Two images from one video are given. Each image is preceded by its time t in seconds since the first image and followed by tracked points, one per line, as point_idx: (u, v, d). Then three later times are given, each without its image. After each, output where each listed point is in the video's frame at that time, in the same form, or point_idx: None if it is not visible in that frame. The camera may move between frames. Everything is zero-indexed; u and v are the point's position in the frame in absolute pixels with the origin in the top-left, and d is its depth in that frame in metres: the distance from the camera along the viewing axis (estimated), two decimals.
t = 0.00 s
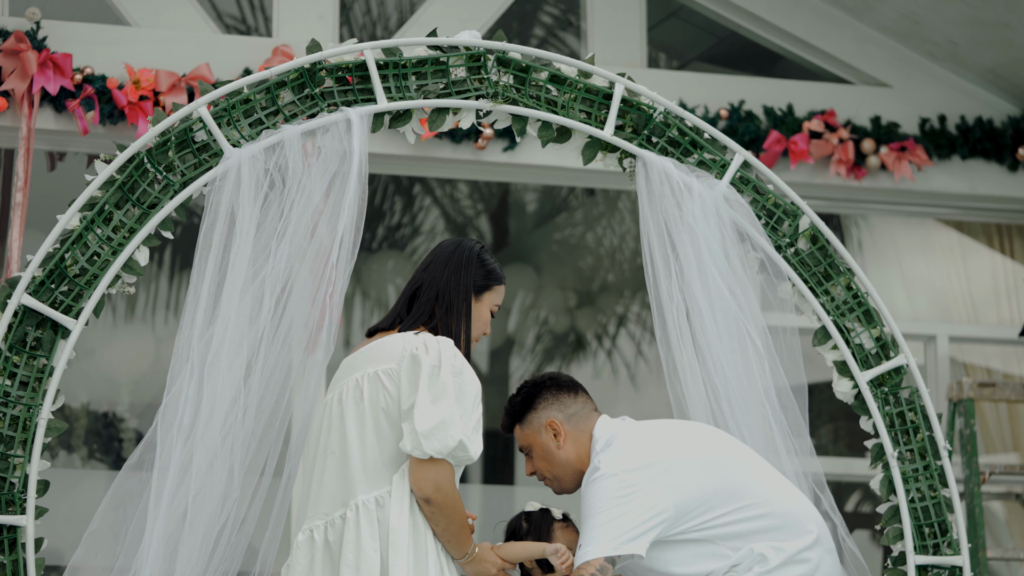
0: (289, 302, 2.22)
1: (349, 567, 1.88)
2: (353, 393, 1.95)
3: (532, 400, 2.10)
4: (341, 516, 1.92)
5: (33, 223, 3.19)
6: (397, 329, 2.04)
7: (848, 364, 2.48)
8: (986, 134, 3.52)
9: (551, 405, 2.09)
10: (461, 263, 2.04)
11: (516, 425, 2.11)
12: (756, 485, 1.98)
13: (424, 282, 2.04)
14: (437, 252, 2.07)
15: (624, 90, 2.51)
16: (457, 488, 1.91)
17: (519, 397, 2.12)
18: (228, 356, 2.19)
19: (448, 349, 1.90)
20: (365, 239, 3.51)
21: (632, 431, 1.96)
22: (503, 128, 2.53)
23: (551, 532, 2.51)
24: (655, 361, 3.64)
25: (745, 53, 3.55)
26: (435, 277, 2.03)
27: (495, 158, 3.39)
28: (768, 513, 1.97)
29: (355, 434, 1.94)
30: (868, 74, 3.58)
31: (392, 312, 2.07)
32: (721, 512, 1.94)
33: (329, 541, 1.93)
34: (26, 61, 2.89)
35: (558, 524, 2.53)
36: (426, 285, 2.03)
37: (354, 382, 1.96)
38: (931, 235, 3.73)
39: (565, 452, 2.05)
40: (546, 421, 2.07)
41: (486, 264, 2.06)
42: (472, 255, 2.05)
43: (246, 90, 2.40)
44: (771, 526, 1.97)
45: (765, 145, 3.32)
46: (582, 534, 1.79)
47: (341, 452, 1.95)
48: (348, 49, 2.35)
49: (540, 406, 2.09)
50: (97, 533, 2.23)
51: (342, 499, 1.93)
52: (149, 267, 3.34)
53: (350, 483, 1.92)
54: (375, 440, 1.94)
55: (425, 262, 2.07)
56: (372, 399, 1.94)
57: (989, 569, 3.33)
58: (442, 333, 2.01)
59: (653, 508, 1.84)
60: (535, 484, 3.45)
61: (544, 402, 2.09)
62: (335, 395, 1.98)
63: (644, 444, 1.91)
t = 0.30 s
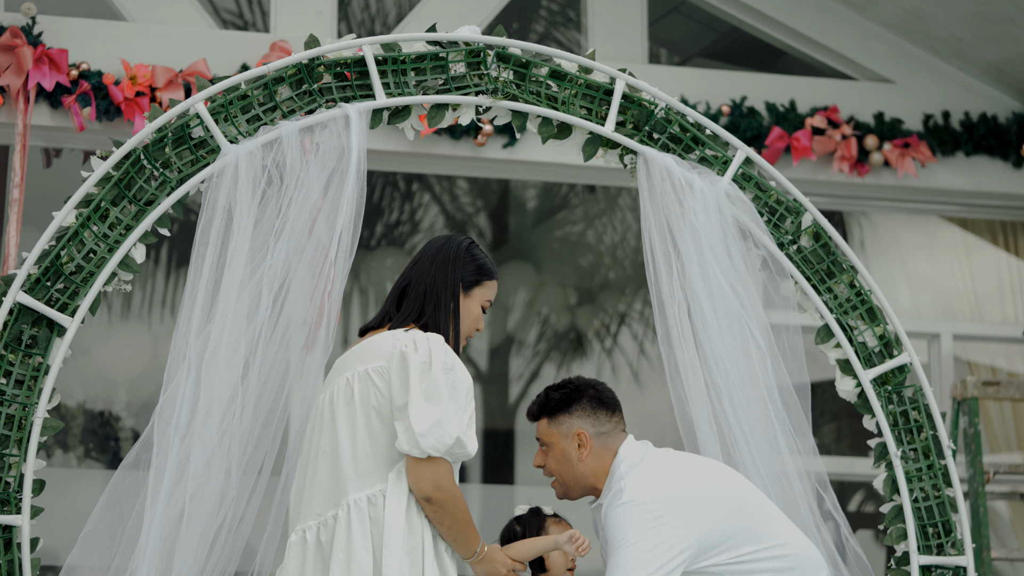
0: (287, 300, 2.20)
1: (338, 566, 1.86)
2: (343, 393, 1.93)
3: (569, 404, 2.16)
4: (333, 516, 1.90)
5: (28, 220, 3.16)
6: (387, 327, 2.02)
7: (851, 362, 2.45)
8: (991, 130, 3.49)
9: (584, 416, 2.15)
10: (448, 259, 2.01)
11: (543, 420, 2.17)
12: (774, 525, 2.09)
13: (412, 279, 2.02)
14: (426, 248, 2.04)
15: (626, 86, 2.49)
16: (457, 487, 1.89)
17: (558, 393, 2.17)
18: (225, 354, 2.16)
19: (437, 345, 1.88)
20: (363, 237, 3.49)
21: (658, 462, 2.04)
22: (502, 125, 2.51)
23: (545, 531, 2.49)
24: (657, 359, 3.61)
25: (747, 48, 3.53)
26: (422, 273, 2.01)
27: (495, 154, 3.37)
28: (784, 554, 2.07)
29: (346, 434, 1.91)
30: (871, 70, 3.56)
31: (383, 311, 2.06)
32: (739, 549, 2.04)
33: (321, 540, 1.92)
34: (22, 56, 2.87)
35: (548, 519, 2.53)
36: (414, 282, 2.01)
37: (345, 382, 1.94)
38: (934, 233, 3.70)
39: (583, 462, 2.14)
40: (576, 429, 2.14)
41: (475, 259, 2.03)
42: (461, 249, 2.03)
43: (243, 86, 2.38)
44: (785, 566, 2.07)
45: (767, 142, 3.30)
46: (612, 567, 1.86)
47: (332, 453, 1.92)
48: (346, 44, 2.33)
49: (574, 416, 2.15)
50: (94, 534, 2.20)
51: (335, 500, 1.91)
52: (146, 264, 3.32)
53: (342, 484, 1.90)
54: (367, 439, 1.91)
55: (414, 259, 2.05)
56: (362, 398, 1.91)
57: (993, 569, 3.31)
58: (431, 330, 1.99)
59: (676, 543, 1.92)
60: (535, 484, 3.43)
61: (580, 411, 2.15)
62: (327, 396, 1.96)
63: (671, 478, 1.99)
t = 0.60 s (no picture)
0: (285, 298, 2.17)
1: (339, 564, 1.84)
2: (343, 388, 1.91)
3: (599, 380, 2.17)
4: (334, 514, 1.87)
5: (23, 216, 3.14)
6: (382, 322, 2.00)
7: (854, 361, 2.43)
8: (996, 126, 3.46)
9: (614, 393, 2.16)
10: (440, 249, 1.99)
11: (570, 397, 2.16)
12: (789, 507, 2.15)
13: (405, 272, 2.00)
14: (418, 241, 2.02)
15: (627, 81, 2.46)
16: (471, 480, 1.88)
17: (584, 369, 2.18)
18: (223, 353, 2.14)
19: (437, 339, 1.86)
20: (362, 234, 3.46)
21: (681, 445, 2.08)
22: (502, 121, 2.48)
23: (529, 519, 2.45)
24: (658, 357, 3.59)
25: (750, 44, 3.50)
26: (415, 265, 1.99)
27: (494, 151, 3.36)
28: (801, 536, 2.12)
29: (346, 431, 1.89)
30: (874, 65, 3.53)
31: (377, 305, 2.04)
32: (760, 530, 2.09)
33: (321, 539, 1.89)
34: (17, 51, 2.85)
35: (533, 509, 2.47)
36: (407, 275, 1.99)
37: (344, 377, 1.92)
38: (938, 229, 3.68)
39: (613, 441, 2.15)
40: (608, 407, 2.15)
41: (466, 248, 2.01)
42: (454, 240, 2.01)
43: (240, 82, 2.35)
44: (804, 549, 2.11)
45: (770, 138, 3.27)
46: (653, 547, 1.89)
47: (333, 450, 1.90)
48: (344, 40, 2.30)
49: (604, 393, 2.15)
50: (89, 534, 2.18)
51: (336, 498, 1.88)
52: (142, 261, 3.29)
53: (341, 482, 1.88)
54: (369, 435, 1.88)
55: (407, 252, 2.03)
56: (363, 393, 1.89)
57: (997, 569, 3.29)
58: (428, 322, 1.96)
59: (711, 524, 1.95)
60: (535, 482, 3.41)
61: (610, 388, 2.16)
62: (325, 393, 1.94)
63: (697, 460, 2.03)
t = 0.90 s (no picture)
0: (282, 295, 2.15)
1: (353, 559, 1.81)
2: (358, 382, 1.89)
3: (613, 387, 2.12)
4: (351, 509, 1.85)
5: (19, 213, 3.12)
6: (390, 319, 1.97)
7: (857, 359, 2.41)
8: (1000, 122, 3.44)
9: (630, 398, 2.12)
10: (443, 242, 1.97)
11: (588, 407, 2.11)
12: (803, 516, 2.14)
13: (409, 268, 1.97)
14: (419, 235, 2.00)
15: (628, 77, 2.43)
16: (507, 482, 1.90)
17: (598, 376, 2.13)
18: (219, 351, 2.12)
19: (459, 337, 1.87)
20: (360, 231, 3.44)
21: (701, 454, 2.06)
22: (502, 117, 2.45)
23: (558, 523, 2.42)
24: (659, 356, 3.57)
25: (752, 39, 3.47)
26: (420, 259, 1.96)
27: (494, 147, 3.33)
28: (818, 543, 2.11)
29: (364, 427, 1.87)
30: (878, 61, 3.50)
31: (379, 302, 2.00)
32: (780, 537, 2.08)
33: (334, 535, 1.87)
34: (12, 46, 2.82)
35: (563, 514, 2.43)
36: (412, 270, 1.96)
37: (359, 371, 1.89)
38: (942, 226, 3.65)
39: (633, 448, 2.10)
40: (625, 413, 2.10)
41: (468, 239, 2.00)
42: (456, 231, 1.99)
43: (238, 77, 2.33)
44: (823, 556, 2.11)
45: (772, 134, 3.25)
46: (688, 558, 1.89)
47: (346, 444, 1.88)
48: (342, 35, 2.28)
49: (620, 400, 2.11)
50: (85, 533, 2.16)
51: (350, 492, 1.86)
52: (138, 259, 3.26)
53: (354, 477, 1.86)
54: (391, 432, 1.87)
55: (408, 248, 2.00)
56: (380, 390, 1.87)
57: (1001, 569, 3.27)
58: (442, 318, 1.94)
59: (741, 531, 1.95)
60: (536, 482, 3.39)
61: (627, 393, 2.12)
62: (335, 386, 1.92)
63: (720, 467, 2.02)
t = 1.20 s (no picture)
0: (280, 293, 2.12)
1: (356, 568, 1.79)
2: (372, 390, 1.86)
3: (623, 405, 2.04)
4: (355, 516, 1.82)
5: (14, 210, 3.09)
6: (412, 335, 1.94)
7: (861, 358, 2.38)
8: (1005, 118, 3.42)
9: (641, 412, 2.05)
10: (469, 262, 1.95)
11: (603, 435, 2.03)
12: (824, 524, 2.11)
13: (435, 286, 1.95)
14: (445, 252, 1.98)
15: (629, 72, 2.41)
16: (507, 514, 1.87)
17: (603, 403, 2.05)
18: (216, 350, 2.09)
19: (482, 365, 1.85)
20: (358, 228, 3.41)
21: (724, 461, 2.05)
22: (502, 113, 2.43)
23: (559, 540, 2.33)
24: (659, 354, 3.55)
25: (754, 34, 3.45)
26: (450, 279, 1.94)
27: (494, 143, 3.31)
28: (838, 553, 2.08)
29: (378, 434, 1.84)
30: (881, 56, 3.48)
31: (401, 317, 1.97)
32: (801, 545, 2.05)
33: (336, 540, 1.84)
34: (7, 41, 2.79)
35: (564, 530, 2.33)
36: (439, 289, 1.94)
37: (376, 379, 1.87)
38: (946, 223, 3.62)
39: (657, 460, 2.06)
40: (641, 428, 2.04)
41: (494, 258, 1.97)
42: (482, 250, 1.97)
43: (235, 73, 2.30)
44: (845, 566, 2.07)
45: (774, 130, 3.23)
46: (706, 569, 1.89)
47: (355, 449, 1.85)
48: (340, 30, 2.25)
49: (633, 416, 2.04)
50: (82, 533, 2.14)
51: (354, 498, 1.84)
52: (134, 256, 3.24)
53: (360, 485, 1.83)
54: (405, 446, 1.85)
55: (434, 264, 1.98)
56: (395, 401, 1.85)
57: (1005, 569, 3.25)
58: (467, 342, 1.93)
59: (762, 541, 1.95)
60: (536, 482, 3.37)
61: (636, 409, 2.05)
62: (347, 388, 1.89)
63: (743, 475, 2.01)
